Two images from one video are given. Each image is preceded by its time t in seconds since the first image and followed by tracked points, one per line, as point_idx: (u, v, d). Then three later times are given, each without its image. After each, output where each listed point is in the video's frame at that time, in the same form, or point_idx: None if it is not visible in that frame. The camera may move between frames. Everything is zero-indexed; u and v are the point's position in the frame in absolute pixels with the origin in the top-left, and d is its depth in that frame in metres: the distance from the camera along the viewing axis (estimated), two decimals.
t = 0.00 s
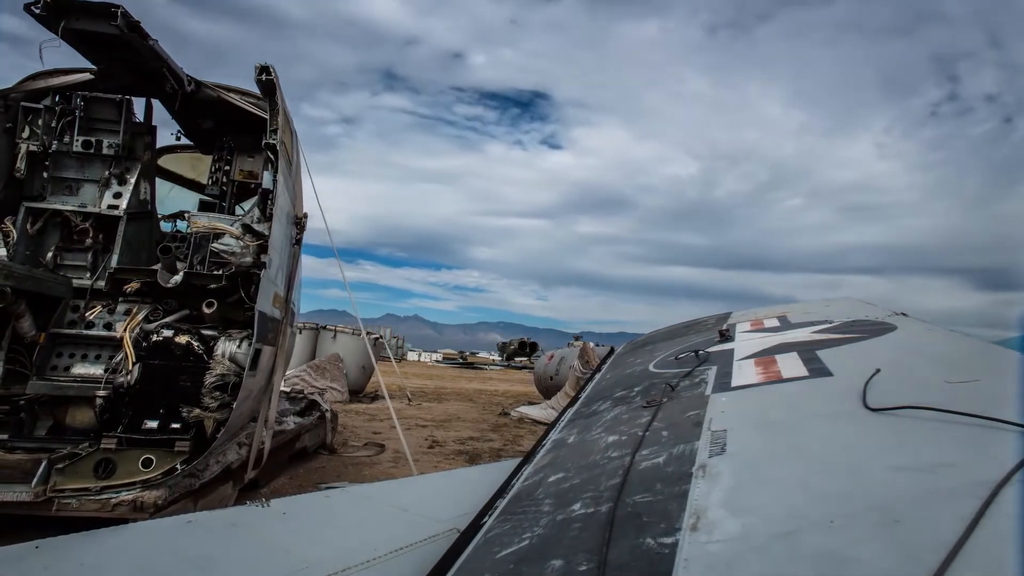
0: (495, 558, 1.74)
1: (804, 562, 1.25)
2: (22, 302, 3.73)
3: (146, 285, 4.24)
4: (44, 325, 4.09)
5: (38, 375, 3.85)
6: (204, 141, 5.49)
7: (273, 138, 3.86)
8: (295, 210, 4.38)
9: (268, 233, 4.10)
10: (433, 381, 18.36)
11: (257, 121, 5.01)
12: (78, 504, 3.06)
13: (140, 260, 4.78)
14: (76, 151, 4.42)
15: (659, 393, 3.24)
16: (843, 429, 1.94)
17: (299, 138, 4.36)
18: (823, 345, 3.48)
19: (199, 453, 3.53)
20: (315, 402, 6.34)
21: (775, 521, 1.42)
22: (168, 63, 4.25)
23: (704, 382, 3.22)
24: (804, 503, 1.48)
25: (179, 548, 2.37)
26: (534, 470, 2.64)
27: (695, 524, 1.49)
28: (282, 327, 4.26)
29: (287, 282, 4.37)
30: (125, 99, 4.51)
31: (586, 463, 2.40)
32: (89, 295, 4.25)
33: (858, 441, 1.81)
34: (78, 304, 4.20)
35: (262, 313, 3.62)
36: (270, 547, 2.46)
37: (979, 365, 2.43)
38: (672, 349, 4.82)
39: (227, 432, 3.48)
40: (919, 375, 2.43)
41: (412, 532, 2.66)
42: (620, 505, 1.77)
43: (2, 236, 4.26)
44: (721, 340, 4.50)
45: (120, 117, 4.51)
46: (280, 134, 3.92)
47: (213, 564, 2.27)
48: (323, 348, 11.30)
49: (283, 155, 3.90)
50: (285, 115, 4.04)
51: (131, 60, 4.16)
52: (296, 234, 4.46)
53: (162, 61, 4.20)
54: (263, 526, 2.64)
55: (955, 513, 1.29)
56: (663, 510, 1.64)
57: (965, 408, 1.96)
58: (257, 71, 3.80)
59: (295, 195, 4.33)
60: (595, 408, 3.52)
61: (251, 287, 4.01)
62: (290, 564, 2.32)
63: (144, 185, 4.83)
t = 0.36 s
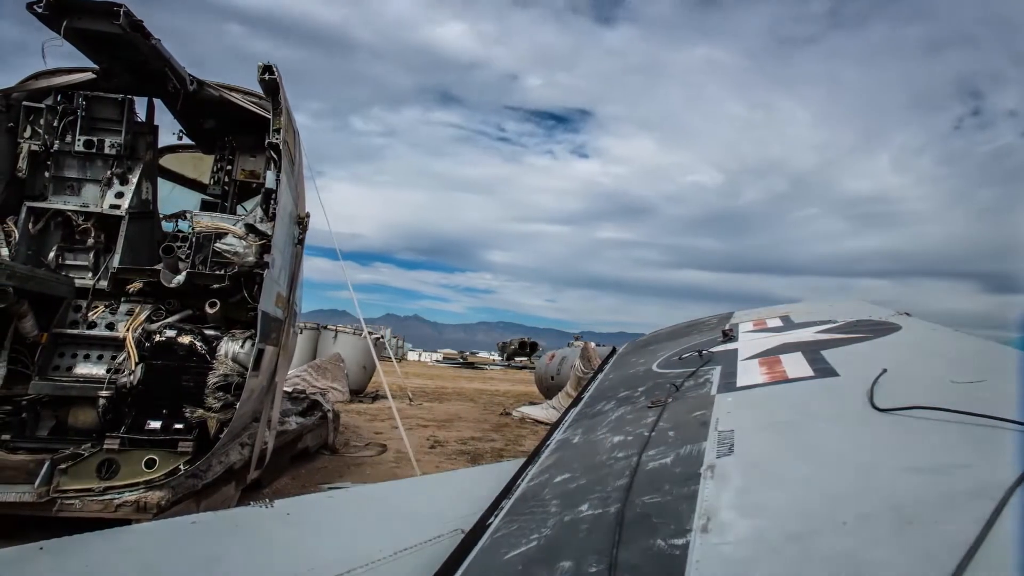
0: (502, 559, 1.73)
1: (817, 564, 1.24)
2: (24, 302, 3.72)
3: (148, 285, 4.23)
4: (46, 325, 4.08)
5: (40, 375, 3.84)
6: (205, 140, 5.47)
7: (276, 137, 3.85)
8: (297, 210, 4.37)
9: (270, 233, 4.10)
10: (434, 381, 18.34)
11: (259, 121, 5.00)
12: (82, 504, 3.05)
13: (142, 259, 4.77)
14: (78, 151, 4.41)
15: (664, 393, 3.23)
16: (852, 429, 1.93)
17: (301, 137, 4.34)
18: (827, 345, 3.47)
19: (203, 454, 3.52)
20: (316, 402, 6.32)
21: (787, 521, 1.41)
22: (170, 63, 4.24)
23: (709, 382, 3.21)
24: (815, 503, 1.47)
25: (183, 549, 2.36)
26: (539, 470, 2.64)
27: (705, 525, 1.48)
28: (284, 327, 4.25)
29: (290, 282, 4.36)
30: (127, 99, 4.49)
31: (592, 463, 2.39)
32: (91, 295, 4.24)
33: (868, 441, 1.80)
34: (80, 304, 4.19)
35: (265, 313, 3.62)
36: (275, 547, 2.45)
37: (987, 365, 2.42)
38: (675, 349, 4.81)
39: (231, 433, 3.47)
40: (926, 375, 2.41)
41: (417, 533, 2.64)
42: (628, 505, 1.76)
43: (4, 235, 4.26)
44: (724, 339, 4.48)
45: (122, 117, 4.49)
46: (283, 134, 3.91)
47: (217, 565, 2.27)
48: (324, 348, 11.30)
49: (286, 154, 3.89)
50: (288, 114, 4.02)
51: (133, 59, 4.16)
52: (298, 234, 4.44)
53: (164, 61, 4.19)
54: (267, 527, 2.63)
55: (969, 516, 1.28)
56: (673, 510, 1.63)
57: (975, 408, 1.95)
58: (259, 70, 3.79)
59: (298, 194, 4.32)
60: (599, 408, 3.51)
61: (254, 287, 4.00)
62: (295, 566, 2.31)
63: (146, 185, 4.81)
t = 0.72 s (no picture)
0: (511, 561, 1.72)
1: (831, 566, 1.24)
2: (26, 302, 3.70)
3: (151, 285, 4.21)
4: (48, 325, 4.07)
5: (43, 375, 3.83)
6: (207, 140, 5.46)
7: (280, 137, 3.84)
8: (300, 210, 4.36)
9: (274, 233, 4.09)
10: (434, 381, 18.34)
11: (262, 120, 4.98)
12: (85, 505, 3.04)
13: (144, 260, 4.76)
14: (80, 150, 4.40)
15: (669, 394, 3.22)
16: (860, 429, 1.92)
17: (304, 137, 4.33)
18: (832, 345, 3.46)
19: (206, 454, 3.51)
20: (318, 402, 6.31)
21: (798, 522, 1.41)
22: (173, 62, 4.23)
23: (714, 382, 3.21)
24: (826, 505, 1.46)
25: (188, 549, 2.34)
26: (544, 471, 2.63)
27: (716, 526, 1.48)
28: (287, 327, 4.24)
29: (292, 282, 4.35)
30: (130, 98, 4.48)
31: (598, 464, 2.38)
32: (93, 295, 4.23)
33: (877, 442, 1.79)
34: (81, 304, 4.18)
35: (268, 313, 3.61)
36: (280, 548, 2.44)
37: (994, 365, 2.41)
38: (678, 349, 4.80)
39: (234, 433, 3.46)
40: (934, 375, 2.41)
41: (421, 534, 2.63)
42: (636, 506, 1.75)
43: (5, 235, 4.25)
44: (727, 340, 4.47)
45: (124, 116, 4.48)
46: (287, 134, 3.90)
47: (222, 566, 2.25)
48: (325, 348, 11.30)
49: (289, 154, 3.88)
50: (292, 114, 4.01)
51: (136, 58, 4.15)
52: (301, 234, 4.43)
53: (167, 60, 4.18)
54: (271, 528, 2.62)
55: (983, 517, 1.27)
56: (682, 512, 1.63)
57: (984, 408, 1.94)
58: (263, 70, 3.78)
59: (300, 194, 4.30)
60: (603, 408, 3.50)
61: (257, 287, 3.99)
62: (300, 567, 2.30)
63: (148, 185, 4.78)
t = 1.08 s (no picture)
0: (518, 562, 1.71)
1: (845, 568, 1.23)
2: (28, 302, 3.69)
3: (153, 285, 4.20)
4: (51, 325, 4.07)
5: (45, 375, 3.82)
6: (209, 139, 5.45)
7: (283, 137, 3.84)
8: (303, 210, 4.35)
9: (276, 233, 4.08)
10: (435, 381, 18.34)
11: (264, 120, 4.98)
12: (88, 506, 3.03)
13: (146, 260, 4.74)
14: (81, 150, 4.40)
15: (673, 394, 3.21)
16: (869, 430, 1.91)
17: (306, 137, 4.32)
18: (836, 345, 3.45)
19: (209, 455, 3.50)
20: (320, 402, 6.29)
21: (810, 524, 1.40)
22: (175, 62, 4.22)
23: (719, 381, 3.20)
24: (837, 506, 1.46)
25: (192, 550, 2.34)
26: (548, 471, 2.62)
27: (726, 527, 1.47)
28: (289, 328, 4.24)
29: (295, 282, 4.34)
30: (132, 98, 4.47)
31: (603, 464, 2.37)
32: (95, 295, 4.23)
33: (887, 442, 1.78)
34: (84, 304, 4.17)
35: (271, 313, 3.60)
36: (285, 549, 2.43)
37: (1001, 365, 2.40)
38: (681, 349, 4.79)
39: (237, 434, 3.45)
40: (940, 376, 2.40)
41: (426, 535, 2.62)
42: (645, 507, 1.75)
43: (7, 235, 4.24)
44: (731, 340, 4.46)
45: (126, 115, 4.47)
46: (290, 134, 3.90)
47: (227, 566, 2.25)
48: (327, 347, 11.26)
49: (292, 154, 3.87)
50: (295, 114, 4.00)
51: (138, 58, 4.14)
52: (303, 234, 4.42)
53: (169, 60, 4.17)
54: (276, 528, 2.61)
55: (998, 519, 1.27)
56: (691, 513, 1.62)
57: (992, 408, 1.94)
58: (266, 70, 3.77)
59: (303, 194, 4.29)
60: (607, 408, 3.49)
61: (260, 287, 3.98)
62: (305, 567, 2.29)
63: (150, 184, 4.77)
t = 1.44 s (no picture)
0: (527, 563, 1.70)
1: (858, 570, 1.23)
2: (30, 302, 3.68)
3: (156, 285, 4.19)
4: (53, 325, 4.06)
5: (47, 375, 3.82)
6: (211, 139, 5.44)
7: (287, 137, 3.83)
8: (305, 210, 4.34)
9: (279, 233, 4.08)
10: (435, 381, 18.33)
11: (266, 120, 4.97)
12: (91, 506, 3.03)
13: (148, 260, 4.73)
14: (83, 150, 4.39)
15: (678, 394, 3.20)
16: (878, 429, 1.91)
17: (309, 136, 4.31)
18: (841, 345, 3.44)
19: (213, 455, 3.50)
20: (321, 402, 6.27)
21: (821, 524, 1.40)
22: (177, 61, 4.21)
23: (724, 381, 3.19)
24: (848, 506, 1.45)
25: (198, 551, 2.33)
26: (553, 471, 2.61)
27: (737, 529, 1.47)
28: (292, 328, 4.23)
29: (297, 282, 4.33)
30: (134, 97, 4.46)
31: (609, 465, 2.36)
32: (97, 295, 4.19)
33: (896, 442, 1.78)
34: (86, 304, 4.15)
35: (275, 313, 3.60)
36: (290, 549, 2.42)
37: (1008, 366, 2.40)
38: (684, 349, 4.77)
39: (241, 434, 3.45)
40: (947, 375, 2.39)
41: (431, 535, 2.61)
42: (653, 508, 1.74)
43: (9, 235, 4.23)
44: (734, 340, 4.44)
45: (128, 115, 4.46)
46: (293, 133, 3.90)
47: (231, 568, 2.23)
48: (327, 347, 11.23)
49: (295, 153, 3.87)
50: (298, 113, 4.00)
51: (140, 57, 4.13)
52: (306, 234, 4.41)
53: (171, 59, 4.16)
54: (280, 529, 2.60)
55: (1011, 522, 1.26)
56: (701, 514, 1.61)
57: (1001, 408, 1.93)
58: (269, 68, 3.76)
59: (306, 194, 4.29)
60: (611, 408, 3.48)
61: (263, 286, 3.97)
62: (309, 568, 2.28)
63: (152, 184, 4.75)
